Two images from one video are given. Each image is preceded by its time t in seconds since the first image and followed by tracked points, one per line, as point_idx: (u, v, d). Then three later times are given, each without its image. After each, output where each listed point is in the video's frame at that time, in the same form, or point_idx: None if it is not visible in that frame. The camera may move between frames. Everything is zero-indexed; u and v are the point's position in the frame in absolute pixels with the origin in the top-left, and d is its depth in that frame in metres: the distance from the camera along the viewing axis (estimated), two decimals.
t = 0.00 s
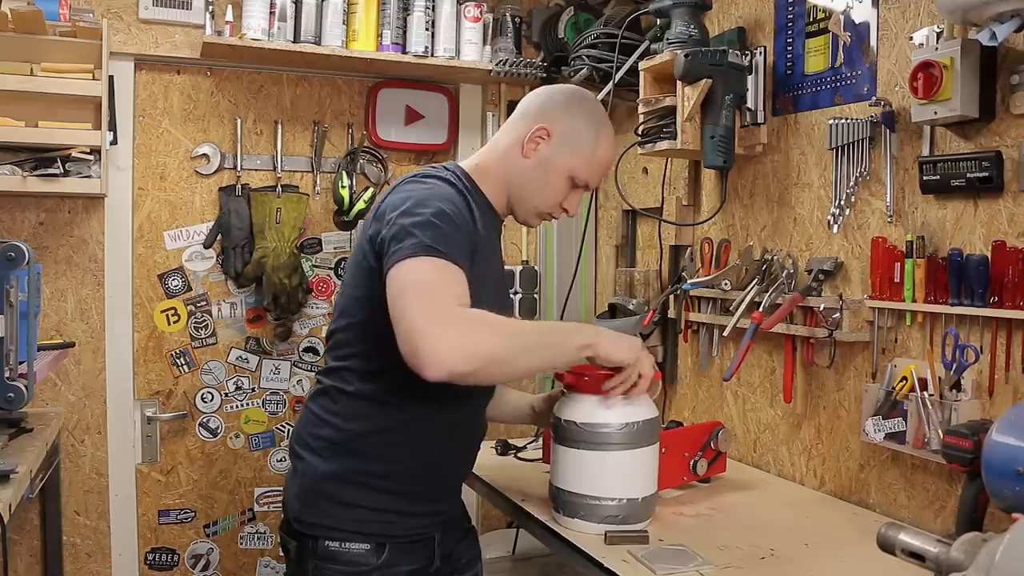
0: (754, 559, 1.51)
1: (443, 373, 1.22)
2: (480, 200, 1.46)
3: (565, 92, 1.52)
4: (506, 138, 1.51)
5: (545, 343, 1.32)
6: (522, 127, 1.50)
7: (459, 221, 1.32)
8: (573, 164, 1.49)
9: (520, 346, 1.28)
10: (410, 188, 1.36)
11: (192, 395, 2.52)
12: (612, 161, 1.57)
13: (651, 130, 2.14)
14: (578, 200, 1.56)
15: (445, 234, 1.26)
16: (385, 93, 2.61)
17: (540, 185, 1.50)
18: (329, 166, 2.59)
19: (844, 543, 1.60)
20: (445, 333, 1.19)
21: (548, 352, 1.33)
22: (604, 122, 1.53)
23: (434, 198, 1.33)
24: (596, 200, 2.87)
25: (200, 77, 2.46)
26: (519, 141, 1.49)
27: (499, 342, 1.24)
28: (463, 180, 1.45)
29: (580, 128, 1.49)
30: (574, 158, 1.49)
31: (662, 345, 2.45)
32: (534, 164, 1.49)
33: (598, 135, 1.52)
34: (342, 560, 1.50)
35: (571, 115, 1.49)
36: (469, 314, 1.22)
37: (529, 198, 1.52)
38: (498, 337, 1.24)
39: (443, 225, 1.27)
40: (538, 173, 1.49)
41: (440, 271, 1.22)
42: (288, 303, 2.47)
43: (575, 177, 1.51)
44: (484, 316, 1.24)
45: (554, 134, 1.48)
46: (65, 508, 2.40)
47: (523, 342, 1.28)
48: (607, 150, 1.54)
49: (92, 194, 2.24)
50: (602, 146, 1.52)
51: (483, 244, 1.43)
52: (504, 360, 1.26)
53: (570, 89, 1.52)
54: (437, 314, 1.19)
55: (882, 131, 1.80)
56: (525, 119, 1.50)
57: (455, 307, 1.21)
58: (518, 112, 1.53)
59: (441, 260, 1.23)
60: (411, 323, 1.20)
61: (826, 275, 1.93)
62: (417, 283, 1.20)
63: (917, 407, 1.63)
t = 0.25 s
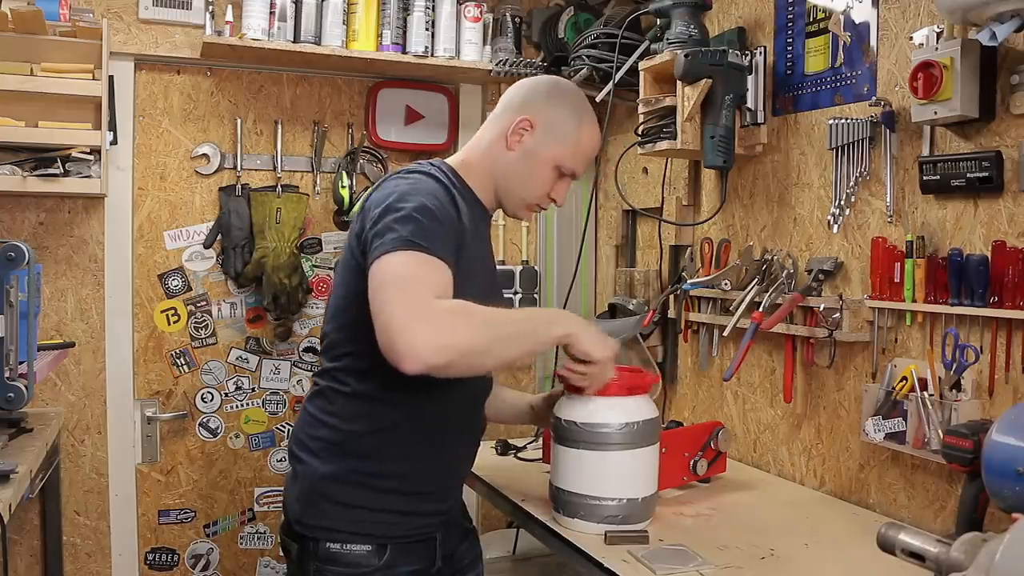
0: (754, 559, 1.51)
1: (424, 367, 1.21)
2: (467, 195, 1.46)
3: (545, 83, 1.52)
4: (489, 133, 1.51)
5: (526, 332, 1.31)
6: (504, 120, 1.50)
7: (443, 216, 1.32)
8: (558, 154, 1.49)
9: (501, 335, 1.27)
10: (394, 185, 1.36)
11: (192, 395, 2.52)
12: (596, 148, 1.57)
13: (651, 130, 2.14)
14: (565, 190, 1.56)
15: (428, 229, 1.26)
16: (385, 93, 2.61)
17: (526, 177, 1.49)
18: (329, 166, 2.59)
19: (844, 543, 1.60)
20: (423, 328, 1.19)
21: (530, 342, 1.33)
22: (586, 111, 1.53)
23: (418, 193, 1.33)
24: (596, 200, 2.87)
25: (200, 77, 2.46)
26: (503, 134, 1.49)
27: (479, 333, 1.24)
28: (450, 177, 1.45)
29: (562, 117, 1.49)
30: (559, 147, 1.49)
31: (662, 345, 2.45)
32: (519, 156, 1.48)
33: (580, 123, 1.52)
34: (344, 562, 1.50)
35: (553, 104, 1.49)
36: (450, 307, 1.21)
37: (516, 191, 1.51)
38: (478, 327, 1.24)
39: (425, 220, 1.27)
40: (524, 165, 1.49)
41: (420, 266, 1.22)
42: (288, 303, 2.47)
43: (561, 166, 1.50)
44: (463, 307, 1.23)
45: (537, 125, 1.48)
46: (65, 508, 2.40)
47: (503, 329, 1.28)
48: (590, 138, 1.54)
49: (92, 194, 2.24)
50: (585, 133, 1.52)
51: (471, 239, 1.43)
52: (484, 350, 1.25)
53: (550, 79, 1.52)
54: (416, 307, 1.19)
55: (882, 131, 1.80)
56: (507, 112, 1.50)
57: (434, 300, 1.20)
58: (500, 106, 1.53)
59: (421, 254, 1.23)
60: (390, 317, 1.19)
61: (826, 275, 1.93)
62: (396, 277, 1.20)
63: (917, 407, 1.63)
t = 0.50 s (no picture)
0: (755, 559, 1.52)
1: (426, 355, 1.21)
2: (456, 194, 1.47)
3: (524, 76, 1.52)
4: (472, 130, 1.52)
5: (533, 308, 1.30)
6: (485, 115, 1.50)
7: (432, 214, 1.33)
8: (541, 144, 1.49)
9: (509, 322, 1.26)
10: (383, 182, 1.36)
11: (192, 395, 2.52)
12: (580, 137, 1.57)
13: (651, 130, 2.14)
14: (552, 180, 1.55)
15: (419, 226, 1.27)
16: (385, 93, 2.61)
17: (511, 169, 1.50)
18: (329, 166, 2.59)
19: (844, 543, 1.60)
20: (424, 317, 1.18)
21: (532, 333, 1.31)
22: (566, 101, 1.54)
23: (408, 190, 1.33)
24: (596, 200, 2.87)
25: (200, 77, 2.46)
26: (486, 128, 1.50)
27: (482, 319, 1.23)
28: (439, 176, 1.46)
29: (543, 108, 1.49)
30: (541, 137, 1.49)
31: (662, 345, 2.45)
32: (502, 149, 1.49)
33: (561, 113, 1.52)
34: (342, 562, 1.50)
35: (533, 96, 1.49)
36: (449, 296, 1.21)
37: (503, 185, 1.51)
38: (479, 315, 1.23)
39: (415, 217, 1.28)
40: (508, 157, 1.49)
41: (415, 262, 1.22)
42: (288, 303, 2.47)
43: (545, 156, 1.50)
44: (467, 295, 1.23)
45: (517, 116, 1.48)
46: (64, 508, 2.40)
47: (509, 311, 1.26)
48: (573, 127, 1.53)
49: (92, 194, 2.24)
50: (567, 123, 1.52)
51: (461, 237, 1.43)
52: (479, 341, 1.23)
53: (528, 72, 1.53)
54: (415, 298, 1.18)
55: (882, 132, 1.80)
56: (489, 106, 1.50)
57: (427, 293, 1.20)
58: (482, 103, 1.54)
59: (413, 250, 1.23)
60: (389, 312, 1.19)
61: (826, 275, 1.93)
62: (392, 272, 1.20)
63: (917, 407, 1.63)
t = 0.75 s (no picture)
0: (755, 559, 1.52)
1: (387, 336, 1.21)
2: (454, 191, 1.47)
3: (521, 79, 1.53)
4: (471, 134, 1.53)
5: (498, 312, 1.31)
6: (484, 118, 1.51)
7: (424, 204, 1.33)
8: (539, 145, 1.49)
9: (473, 320, 1.27)
10: (380, 173, 1.37)
11: (191, 395, 2.52)
12: (578, 139, 1.57)
13: (650, 130, 2.14)
14: (551, 182, 1.55)
15: (408, 214, 1.28)
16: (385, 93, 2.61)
17: (510, 171, 1.50)
18: (329, 166, 2.59)
19: (844, 543, 1.60)
20: (390, 297, 1.19)
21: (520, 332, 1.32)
22: (563, 103, 1.54)
23: (402, 180, 1.34)
24: (596, 200, 2.87)
25: (200, 77, 2.46)
26: (484, 132, 1.50)
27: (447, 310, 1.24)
28: (439, 173, 1.47)
29: (540, 110, 1.50)
30: (539, 139, 1.49)
31: (662, 345, 2.45)
32: (501, 151, 1.49)
33: (559, 115, 1.52)
34: (341, 561, 1.49)
35: (530, 98, 1.50)
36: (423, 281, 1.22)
37: (502, 187, 1.52)
38: (449, 301, 1.24)
39: (404, 205, 1.28)
40: (507, 159, 1.49)
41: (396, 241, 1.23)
42: (288, 303, 2.47)
43: (544, 157, 1.51)
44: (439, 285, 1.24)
45: (515, 119, 1.48)
46: (64, 508, 2.40)
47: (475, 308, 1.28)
48: (571, 128, 1.54)
49: (92, 194, 2.23)
50: (564, 125, 1.52)
51: (459, 232, 1.44)
52: (449, 326, 1.24)
53: (524, 76, 1.53)
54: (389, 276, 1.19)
55: (882, 132, 1.80)
56: (486, 110, 1.51)
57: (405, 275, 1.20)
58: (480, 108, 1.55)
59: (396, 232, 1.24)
60: (360, 286, 1.19)
61: (826, 275, 1.93)
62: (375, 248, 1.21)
63: (917, 407, 1.63)
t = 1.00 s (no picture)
0: (755, 559, 1.51)
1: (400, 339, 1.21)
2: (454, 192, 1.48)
3: (520, 81, 1.53)
4: (470, 136, 1.53)
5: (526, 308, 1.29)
6: (482, 121, 1.51)
7: (424, 205, 1.34)
8: (537, 146, 1.49)
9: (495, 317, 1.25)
10: (380, 173, 1.38)
11: (191, 395, 2.52)
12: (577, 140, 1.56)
13: (650, 130, 2.14)
14: (551, 183, 1.55)
15: (409, 213, 1.28)
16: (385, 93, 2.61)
17: (508, 173, 1.50)
18: (329, 166, 2.59)
19: (844, 543, 1.60)
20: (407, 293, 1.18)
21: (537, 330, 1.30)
22: (561, 103, 1.53)
23: (404, 181, 1.35)
24: (596, 200, 2.87)
25: (200, 77, 2.46)
26: (482, 134, 1.50)
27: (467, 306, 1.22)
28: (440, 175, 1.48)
29: (538, 111, 1.49)
30: (537, 139, 1.49)
31: (662, 345, 2.45)
32: (499, 153, 1.49)
33: (557, 116, 1.52)
34: (332, 557, 1.49)
35: (528, 99, 1.50)
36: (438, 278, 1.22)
37: (501, 188, 1.51)
38: (468, 300, 1.23)
39: (406, 205, 1.29)
40: (505, 161, 1.49)
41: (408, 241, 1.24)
42: (288, 303, 2.47)
43: (542, 158, 1.50)
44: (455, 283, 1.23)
45: (513, 120, 1.48)
46: (64, 508, 2.40)
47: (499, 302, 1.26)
48: (570, 129, 1.53)
49: (92, 194, 2.23)
50: (562, 125, 1.52)
51: (456, 233, 1.44)
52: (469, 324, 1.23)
53: (521, 77, 1.53)
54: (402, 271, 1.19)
55: (882, 132, 1.80)
56: (484, 112, 1.51)
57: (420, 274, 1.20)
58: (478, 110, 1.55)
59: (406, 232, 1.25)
60: (372, 285, 1.20)
61: (826, 275, 1.93)
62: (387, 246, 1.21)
63: (917, 407, 1.63)
